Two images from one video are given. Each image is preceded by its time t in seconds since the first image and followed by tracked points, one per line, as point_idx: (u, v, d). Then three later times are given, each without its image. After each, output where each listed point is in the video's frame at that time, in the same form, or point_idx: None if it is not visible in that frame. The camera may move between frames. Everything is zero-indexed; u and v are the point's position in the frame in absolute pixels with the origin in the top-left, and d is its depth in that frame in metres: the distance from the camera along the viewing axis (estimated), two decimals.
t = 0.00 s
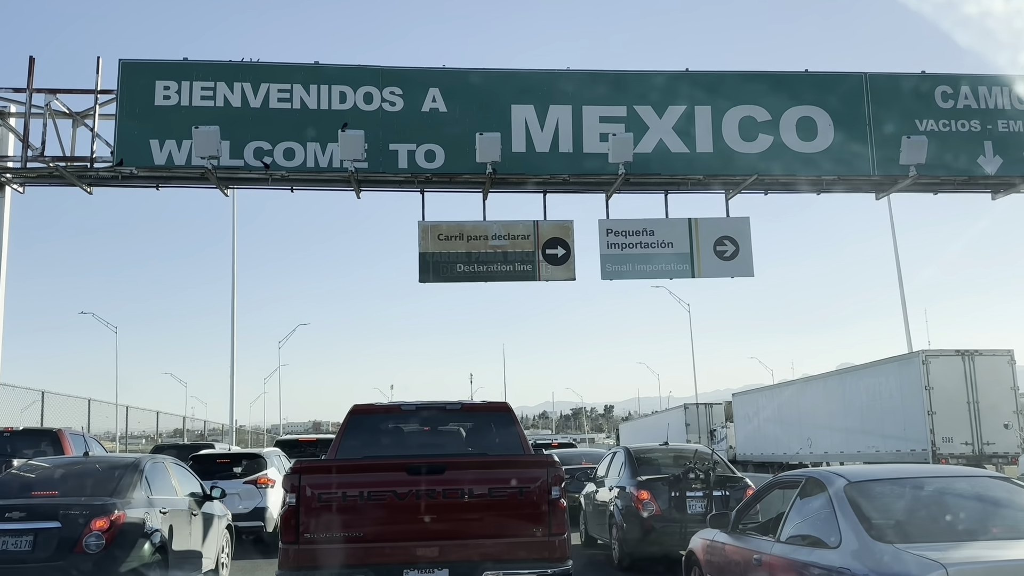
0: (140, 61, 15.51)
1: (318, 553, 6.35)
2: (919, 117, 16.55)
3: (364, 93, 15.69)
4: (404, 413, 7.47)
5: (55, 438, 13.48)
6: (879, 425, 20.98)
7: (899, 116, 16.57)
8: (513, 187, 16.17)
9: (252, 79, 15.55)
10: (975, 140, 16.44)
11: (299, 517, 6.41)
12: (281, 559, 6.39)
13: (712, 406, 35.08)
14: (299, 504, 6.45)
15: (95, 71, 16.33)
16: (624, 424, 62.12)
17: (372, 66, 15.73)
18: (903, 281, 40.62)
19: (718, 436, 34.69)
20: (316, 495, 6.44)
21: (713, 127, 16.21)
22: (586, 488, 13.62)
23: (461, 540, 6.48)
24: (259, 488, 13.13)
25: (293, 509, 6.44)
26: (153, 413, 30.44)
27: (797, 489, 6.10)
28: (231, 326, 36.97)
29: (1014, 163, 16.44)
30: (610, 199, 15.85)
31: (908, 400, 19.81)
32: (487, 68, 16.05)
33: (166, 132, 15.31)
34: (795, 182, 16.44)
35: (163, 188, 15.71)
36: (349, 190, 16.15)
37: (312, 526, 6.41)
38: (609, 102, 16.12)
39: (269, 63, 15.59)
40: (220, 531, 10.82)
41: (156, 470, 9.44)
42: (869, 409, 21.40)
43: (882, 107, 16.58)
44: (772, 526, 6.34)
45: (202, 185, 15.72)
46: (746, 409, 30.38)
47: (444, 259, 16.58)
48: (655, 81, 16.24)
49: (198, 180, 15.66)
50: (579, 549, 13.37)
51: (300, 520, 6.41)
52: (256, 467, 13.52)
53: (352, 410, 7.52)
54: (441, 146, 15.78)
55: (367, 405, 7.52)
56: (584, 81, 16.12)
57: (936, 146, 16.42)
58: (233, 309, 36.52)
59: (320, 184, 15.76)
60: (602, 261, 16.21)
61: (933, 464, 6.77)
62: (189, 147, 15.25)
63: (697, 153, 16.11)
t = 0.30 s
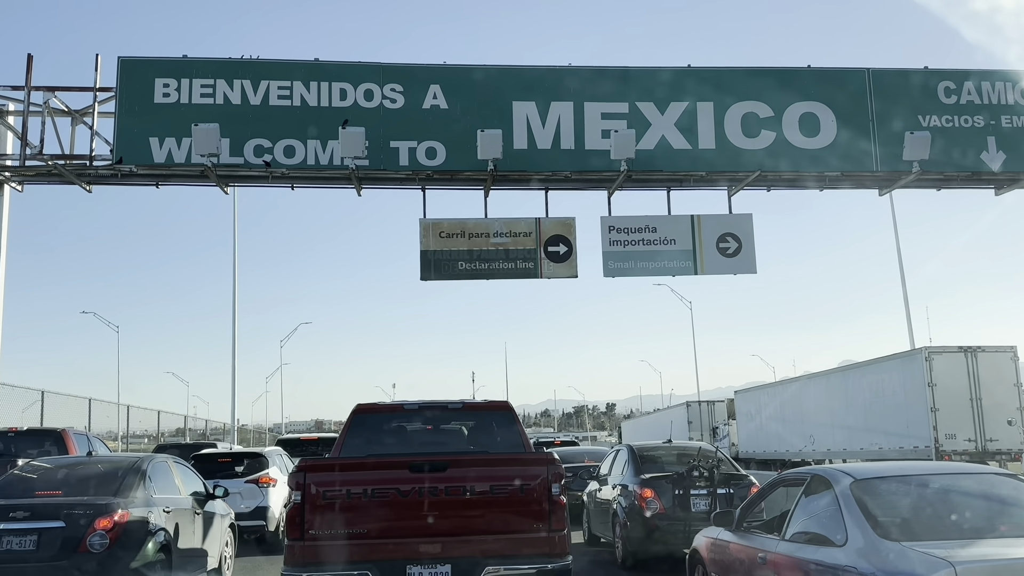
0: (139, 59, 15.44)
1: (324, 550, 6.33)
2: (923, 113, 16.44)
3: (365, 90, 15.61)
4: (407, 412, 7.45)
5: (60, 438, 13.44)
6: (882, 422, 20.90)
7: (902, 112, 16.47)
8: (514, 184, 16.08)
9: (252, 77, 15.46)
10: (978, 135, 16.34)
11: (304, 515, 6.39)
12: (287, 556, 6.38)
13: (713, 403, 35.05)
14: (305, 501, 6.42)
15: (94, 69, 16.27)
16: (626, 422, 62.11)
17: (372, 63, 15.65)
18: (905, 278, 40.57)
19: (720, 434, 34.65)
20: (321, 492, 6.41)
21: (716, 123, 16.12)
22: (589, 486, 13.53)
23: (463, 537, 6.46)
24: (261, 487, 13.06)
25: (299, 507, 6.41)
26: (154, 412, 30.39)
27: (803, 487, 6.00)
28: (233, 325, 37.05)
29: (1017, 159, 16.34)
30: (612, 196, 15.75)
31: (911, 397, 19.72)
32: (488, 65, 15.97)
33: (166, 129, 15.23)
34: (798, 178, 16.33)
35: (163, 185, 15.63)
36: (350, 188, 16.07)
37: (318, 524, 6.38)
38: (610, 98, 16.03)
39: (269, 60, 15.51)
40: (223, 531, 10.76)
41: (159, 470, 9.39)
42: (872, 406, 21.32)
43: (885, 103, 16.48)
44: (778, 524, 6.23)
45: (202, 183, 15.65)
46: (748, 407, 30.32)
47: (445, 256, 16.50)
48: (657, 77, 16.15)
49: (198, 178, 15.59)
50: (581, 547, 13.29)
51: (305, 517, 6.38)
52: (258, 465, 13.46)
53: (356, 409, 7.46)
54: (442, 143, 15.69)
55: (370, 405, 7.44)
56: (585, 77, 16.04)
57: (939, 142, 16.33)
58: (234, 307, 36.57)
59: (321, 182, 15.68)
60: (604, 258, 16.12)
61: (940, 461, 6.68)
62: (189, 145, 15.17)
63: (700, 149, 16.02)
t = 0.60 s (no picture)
0: (137, 55, 15.33)
1: (329, 545, 6.41)
2: (927, 105, 16.32)
3: (364, 85, 15.50)
4: (408, 410, 7.43)
5: (64, 438, 13.37)
6: (885, 416, 20.83)
7: (906, 105, 16.35)
8: (516, 178, 15.97)
9: (251, 72, 15.36)
10: (983, 127, 16.23)
11: (309, 511, 6.47)
12: (294, 551, 6.48)
13: (716, 398, 34.98)
14: (310, 498, 6.51)
15: (92, 66, 16.17)
16: (629, 417, 62.10)
17: (372, 57, 15.54)
18: (909, 272, 40.45)
19: (723, 429, 34.59)
20: (327, 489, 6.49)
21: (718, 117, 16.00)
22: (592, 482, 13.46)
23: (464, 532, 6.49)
24: (263, 485, 12.99)
25: (304, 503, 6.50)
26: (156, 410, 30.32)
27: (809, 483, 5.90)
28: (235, 322, 37.01)
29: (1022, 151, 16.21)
30: (613, 191, 15.64)
31: (915, 391, 19.62)
32: (488, 59, 15.85)
33: (164, 126, 15.14)
34: (801, 171, 16.21)
35: (163, 182, 15.53)
36: (350, 184, 15.97)
37: (323, 519, 6.46)
38: (612, 92, 15.91)
39: (268, 55, 15.40)
40: (225, 528, 10.70)
41: (161, 468, 9.31)
42: (875, 401, 21.23)
43: (889, 96, 16.36)
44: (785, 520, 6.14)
45: (201, 180, 15.55)
46: (751, 402, 30.25)
47: (447, 252, 16.41)
48: (659, 70, 16.04)
49: (197, 175, 15.48)
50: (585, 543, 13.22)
51: (310, 513, 6.47)
52: (260, 463, 13.40)
53: (358, 408, 7.49)
54: (442, 138, 15.59)
55: (373, 404, 7.47)
56: (587, 71, 15.93)
57: (943, 134, 16.21)
58: (237, 304, 36.54)
59: (321, 178, 15.57)
60: (606, 253, 16.01)
61: (948, 456, 6.58)
62: (188, 142, 15.09)
63: (702, 143, 15.90)
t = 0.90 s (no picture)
0: (138, 49, 15.24)
1: (340, 538, 6.42)
2: (935, 95, 16.15)
3: (366, 78, 15.39)
4: (413, 406, 7.34)
5: (71, 435, 13.28)
6: (893, 409, 20.71)
7: (914, 95, 16.18)
8: (520, 171, 15.84)
9: (252, 66, 15.25)
10: (992, 117, 16.06)
11: (319, 504, 6.48)
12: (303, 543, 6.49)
13: (722, 393, 34.86)
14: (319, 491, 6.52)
15: (93, 61, 16.09)
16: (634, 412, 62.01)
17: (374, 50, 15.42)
18: (915, 264, 40.26)
19: (729, 423, 34.47)
20: (336, 482, 6.51)
21: (723, 108, 15.86)
22: (598, 477, 13.35)
23: (470, 523, 6.52)
24: (267, 481, 12.92)
25: (313, 496, 6.52)
26: (161, 407, 30.32)
27: (822, 477, 5.79)
28: (239, 319, 37.01)
29: None
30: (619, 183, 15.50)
31: (924, 384, 19.48)
32: (491, 51, 15.72)
33: (166, 121, 15.05)
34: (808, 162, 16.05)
35: (165, 178, 15.43)
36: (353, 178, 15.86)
37: (333, 511, 6.47)
38: (616, 83, 15.77)
39: (270, 48, 15.29)
40: (230, 525, 10.62)
41: (165, 464, 9.22)
42: (883, 394, 21.10)
43: (896, 85, 16.19)
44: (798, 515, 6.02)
45: (203, 175, 15.44)
46: (757, 396, 30.12)
47: (451, 246, 16.30)
48: (664, 61, 15.89)
49: (199, 170, 15.39)
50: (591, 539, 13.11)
51: (320, 506, 6.48)
52: (265, 459, 13.32)
53: (364, 404, 7.37)
54: (445, 131, 15.47)
55: (379, 399, 7.36)
56: (590, 62, 15.80)
57: (952, 124, 16.05)
58: (241, 301, 36.54)
59: (324, 172, 15.47)
60: (611, 246, 15.89)
61: (962, 448, 6.45)
62: (190, 137, 15.00)
63: (708, 134, 15.76)
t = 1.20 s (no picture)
0: (144, 41, 15.13)
1: (352, 529, 6.49)
2: (951, 81, 15.90)
3: (374, 69, 15.24)
4: (425, 401, 7.25)
5: (80, 430, 13.32)
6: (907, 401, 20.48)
7: (930, 81, 15.92)
8: (529, 162, 15.67)
9: (258, 57, 15.11)
10: (1009, 104, 15.80)
11: (333, 496, 6.55)
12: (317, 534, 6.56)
13: (733, 385, 34.66)
14: (333, 483, 6.59)
15: (99, 53, 15.98)
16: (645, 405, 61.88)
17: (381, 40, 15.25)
18: (928, 255, 39.91)
19: (741, 415, 34.28)
20: (349, 474, 6.57)
21: (735, 96, 15.64)
22: (609, 470, 13.19)
23: (478, 513, 6.55)
24: (276, 475, 12.82)
25: (327, 488, 6.58)
26: (171, 402, 30.32)
27: (843, 471, 5.61)
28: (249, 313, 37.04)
29: None
30: (629, 174, 15.31)
31: (938, 376, 19.24)
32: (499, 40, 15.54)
33: (172, 113, 14.94)
34: (822, 150, 15.81)
35: (171, 171, 15.32)
36: (360, 170, 15.72)
37: (345, 502, 6.54)
38: (626, 72, 15.58)
39: (276, 39, 15.15)
40: (238, 520, 10.53)
41: (172, 458, 9.12)
42: (897, 385, 20.87)
43: (912, 72, 15.93)
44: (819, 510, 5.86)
45: (210, 168, 15.33)
46: (769, 388, 29.92)
47: (459, 238, 16.15)
48: (675, 49, 15.67)
49: (206, 163, 15.27)
50: (603, 532, 12.96)
51: (333, 497, 6.55)
52: (273, 454, 13.23)
53: (375, 399, 7.25)
54: (453, 122, 15.31)
55: (391, 394, 7.26)
56: (600, 51, 15.59)
57: (968, 111, 15.80)
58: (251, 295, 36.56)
59: (331, 164, 15.34)
60: (622, 237, 15.71)
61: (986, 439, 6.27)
62: (196, 129, 14.89)
63: (720, 123, 15.55)
